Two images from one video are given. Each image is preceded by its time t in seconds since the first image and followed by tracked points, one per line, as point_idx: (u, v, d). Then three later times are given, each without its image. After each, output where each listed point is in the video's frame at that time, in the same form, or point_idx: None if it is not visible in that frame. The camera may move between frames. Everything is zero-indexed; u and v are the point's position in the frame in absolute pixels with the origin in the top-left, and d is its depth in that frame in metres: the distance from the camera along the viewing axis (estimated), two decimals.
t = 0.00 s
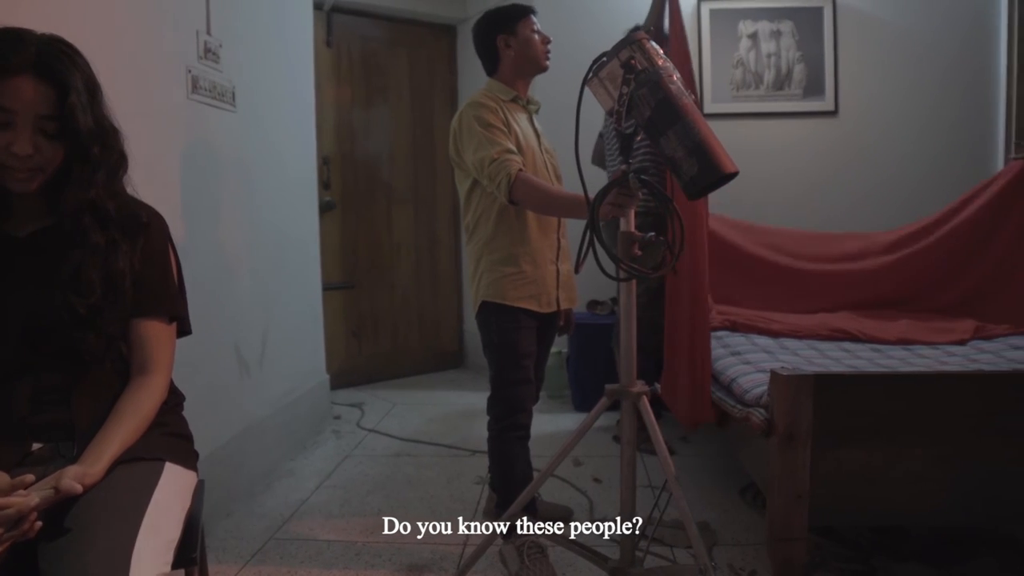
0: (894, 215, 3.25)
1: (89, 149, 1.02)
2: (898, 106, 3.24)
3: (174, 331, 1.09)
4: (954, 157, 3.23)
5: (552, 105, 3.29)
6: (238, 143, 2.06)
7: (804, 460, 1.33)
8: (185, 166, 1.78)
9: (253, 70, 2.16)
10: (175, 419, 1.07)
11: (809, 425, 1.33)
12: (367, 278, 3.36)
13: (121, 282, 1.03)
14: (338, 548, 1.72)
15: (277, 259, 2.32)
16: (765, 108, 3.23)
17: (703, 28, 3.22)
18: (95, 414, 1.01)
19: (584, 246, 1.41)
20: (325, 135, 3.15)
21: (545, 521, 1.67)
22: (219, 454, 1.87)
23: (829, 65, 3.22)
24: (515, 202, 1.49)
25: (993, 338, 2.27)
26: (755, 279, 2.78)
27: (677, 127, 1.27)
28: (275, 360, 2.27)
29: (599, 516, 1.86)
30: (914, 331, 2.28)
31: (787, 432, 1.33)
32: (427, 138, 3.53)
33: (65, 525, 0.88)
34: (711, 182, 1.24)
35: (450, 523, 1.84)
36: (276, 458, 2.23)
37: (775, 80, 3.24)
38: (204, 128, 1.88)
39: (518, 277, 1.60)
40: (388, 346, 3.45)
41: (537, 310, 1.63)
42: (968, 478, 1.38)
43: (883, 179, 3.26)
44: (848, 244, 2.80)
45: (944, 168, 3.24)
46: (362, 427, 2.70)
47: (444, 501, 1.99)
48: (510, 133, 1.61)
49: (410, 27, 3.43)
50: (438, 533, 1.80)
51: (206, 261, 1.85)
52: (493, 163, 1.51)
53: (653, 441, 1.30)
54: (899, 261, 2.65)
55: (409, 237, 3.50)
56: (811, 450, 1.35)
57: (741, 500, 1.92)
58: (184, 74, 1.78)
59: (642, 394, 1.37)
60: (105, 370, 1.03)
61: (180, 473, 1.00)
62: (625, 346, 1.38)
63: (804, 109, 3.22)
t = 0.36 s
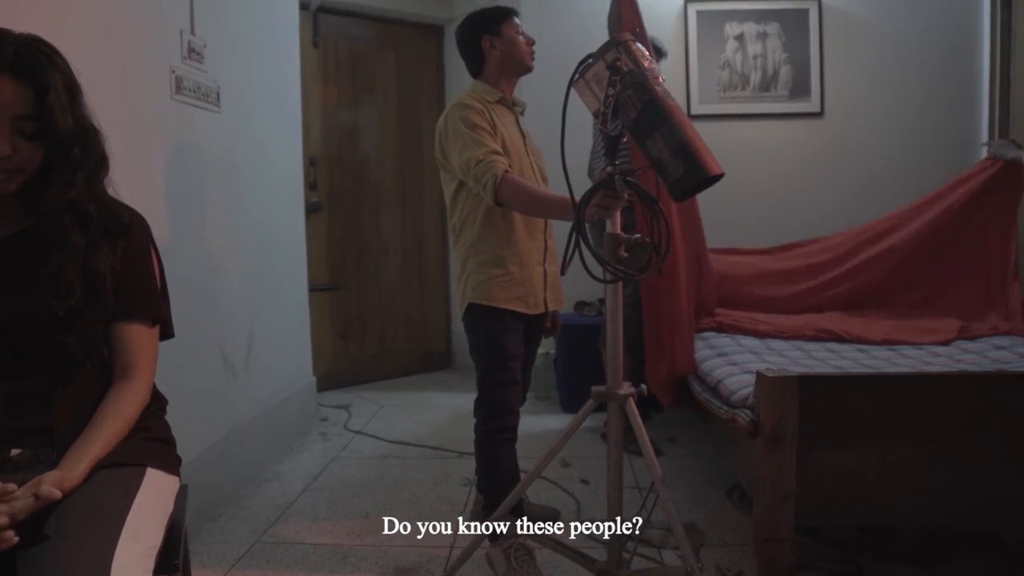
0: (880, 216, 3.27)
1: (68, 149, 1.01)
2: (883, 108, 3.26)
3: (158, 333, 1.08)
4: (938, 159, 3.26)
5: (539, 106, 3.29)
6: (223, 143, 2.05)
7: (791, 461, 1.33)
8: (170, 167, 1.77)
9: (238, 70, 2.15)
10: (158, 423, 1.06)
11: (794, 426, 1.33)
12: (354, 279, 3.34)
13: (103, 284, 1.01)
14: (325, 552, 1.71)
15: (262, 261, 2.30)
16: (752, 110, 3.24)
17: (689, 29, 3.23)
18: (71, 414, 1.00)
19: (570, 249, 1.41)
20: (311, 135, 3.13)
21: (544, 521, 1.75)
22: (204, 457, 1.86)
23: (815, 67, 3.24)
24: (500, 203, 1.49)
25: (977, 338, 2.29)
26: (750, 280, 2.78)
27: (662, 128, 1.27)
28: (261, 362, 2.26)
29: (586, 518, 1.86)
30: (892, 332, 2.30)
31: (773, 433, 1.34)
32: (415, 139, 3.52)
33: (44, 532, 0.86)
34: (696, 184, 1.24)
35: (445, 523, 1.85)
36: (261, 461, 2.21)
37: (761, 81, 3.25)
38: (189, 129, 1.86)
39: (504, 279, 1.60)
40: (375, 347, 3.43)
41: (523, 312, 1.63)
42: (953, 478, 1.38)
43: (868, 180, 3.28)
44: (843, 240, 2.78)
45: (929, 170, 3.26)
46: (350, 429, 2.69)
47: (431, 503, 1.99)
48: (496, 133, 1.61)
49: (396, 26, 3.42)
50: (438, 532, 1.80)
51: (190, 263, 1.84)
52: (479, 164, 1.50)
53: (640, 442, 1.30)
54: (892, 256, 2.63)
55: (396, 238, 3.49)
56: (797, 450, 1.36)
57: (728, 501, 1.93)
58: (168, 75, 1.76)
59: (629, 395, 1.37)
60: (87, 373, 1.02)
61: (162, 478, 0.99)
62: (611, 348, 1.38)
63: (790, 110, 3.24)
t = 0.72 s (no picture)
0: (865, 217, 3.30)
1: (52, 141, 1.01)
2: (868, 110, 3.28)
3: (155, 328, 1.05)
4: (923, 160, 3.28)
5: (527, 107, 3.29)
6: (209, 143, 2.03)
7: (777, 462, 1.34)
8: (154, 168, 1.75)
9: (224, 70, 2.13)
10: (142, 429, 1.03)
11: (780, 428, 1.34)
12: (341, 280, 3.33)
13: (84, 277, 0.99)
14: (312, 555, 1.70)
15: (249, 262, 2.29)
16: (739, 111, 3.26)
17: (676, 30, 3.24)
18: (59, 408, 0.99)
19: (556, 250, 1.40)
20: (298, 137, 3.12)
21: (545, 522, 1.80)
22: (190, 460, 1.84)
23: (801, 69, 3.26)
24: (486, 204, 1.49)
25: (961, 339, 2.31)
26: (730, 267, 2.78)
27: (648, 131, 1.27)
28: (247, 364, 2.24)
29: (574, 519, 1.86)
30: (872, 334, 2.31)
31: (760, 434, 1.34)
32: (402, 140, 3.51)
33: (20, 537, 0.85)
34: (681, 187, 1.24)
35: (446, 523, 1.86)
36: (248, 464, 2.20)
37: (748, 83, 3.27)
38: (174, 130, 1.85)
39: (490, 281, 1.60)
40: (362, 349, 3.42)
41: (510, 314, 1.63)
42: (937, 479, 1.39)
43: (854, 182, 3.30)
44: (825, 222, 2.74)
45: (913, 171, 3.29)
46: (337, 431, 2.68)
47: (419, 505, 1.99)
48: (481, 135, 1.61)
49: (383, 27, 3.40)
50: (436, 532, 1.81)
51: (175, 264, 1.82)
52: (465, 165, 1.50)
53: (626, 443, 1.30)
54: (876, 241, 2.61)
55: (384, 239, 3.48)
56: (783, 452, 1.36)
57: (716, 502, 1.93)
58: (152, 76, 1.75)
59: (615, 397, 1.37)
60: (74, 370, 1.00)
61: (145, 482, 0.97)
62: (598, 351, 1.38)
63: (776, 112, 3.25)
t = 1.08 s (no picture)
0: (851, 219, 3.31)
1: (44, 136, 1.01)
2: (854, 112, 3.30)
3: (129, 331, 1.00)
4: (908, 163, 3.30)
5: (515, 108, 3.28)
6: (193, 145, 2.01)
7: (765, 468, 1.34)
8: (138, 171, 1.73)
9: (209, 71, 2.11)
10: (122, 438, 1.01)
11: (768, 433, 1.34)
12: (328, 282, 3.31)
13: (65, 272, 0.95)
14: (298, 562, 1.69)
15: (235, 265, 2.27)
16: (726, 113, 3.27)
17: (664, 32, 3.24)
18: (39, 411, 0.97)
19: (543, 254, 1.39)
20: (285, 138, 3.10)
21: (545, 522, 1.84)
22: (175, 466, 1.82)
23: (788, 72, 3.27)
24: (473, 208, 1.48)
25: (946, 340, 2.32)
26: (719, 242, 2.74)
27: (636, 136, 1.26)
28: (232, 368, 2.22)
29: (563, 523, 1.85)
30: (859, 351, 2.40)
31: (747, 439, 1.34)
32: (390, 141, 3.50)
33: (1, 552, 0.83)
34: (669, 192, 1.24)
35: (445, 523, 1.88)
36: (234, 469, 2.18)
37: (736, 85, 3.28)
38: (158, 133, 1.83)
39: (477, 285, 1.59)
40: (350, 351, 3.41)
41: (497, 318, 1.62)
42: (924, 482, 1.40)
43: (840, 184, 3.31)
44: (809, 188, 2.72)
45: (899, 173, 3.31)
46: (324, 434, 2.66)
47: (407, 509, 1.98)
48: (468, 139, 1.60)
49: (371, 27, 3.39)
50: (436, 532, 1.84)
51: (160, 268, 1.80)
52: (452, 168, 1.49)
53: (614, 448, 1.30)
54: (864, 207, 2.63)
55: (371, 240, 3.46)
56: (771, 457, 1.37)
57: (704, 504, 1.93)
58: (136, 77, 1.72)
59: (603, 403, 1.37)
60: (54, 375, 0.97)
61: (127, 494, 0.95)
62: (586, 356, 1.37)
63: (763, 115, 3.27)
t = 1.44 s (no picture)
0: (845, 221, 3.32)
1: (30, 139, 1.00)
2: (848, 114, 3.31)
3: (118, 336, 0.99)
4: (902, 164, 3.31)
5: (509, 109, 3.28)
6: (186, 147, 2.00)
7: (761, 472, 1.34)
8: (130, 173, 1.72)
9: (202, 72, 2.10)
10: (112, 446, 1.00)
11: (764, 438, 1.34)
12: (322, 284, 3.30)
13: (52, 275, 0.94)
14: (292, 567, 1.68)
15: (228, 266, 2.25)
16: (720, 115, 3.27)
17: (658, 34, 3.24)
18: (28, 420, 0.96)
19: (539, 257, 1.37)
20: (278, 140, 3.09)
21: (541, 527, 1.84)
22: (167, 470, 1.81)
23: (782, 73, 3.27)
24: (468, 211, 1.47)
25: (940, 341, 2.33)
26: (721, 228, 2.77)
27: (632, 139, 1.26)
28: (225, 371, 2.20)
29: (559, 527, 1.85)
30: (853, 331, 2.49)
31: (743, 444, 1.34)
32: (384, 142, 3.49)
33: None
34: (665, 196, 1.24)
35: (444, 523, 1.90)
36: (227, 473, 2.17)
37: (730, 87, 3.28)
38: (150, 134, 1.81)
39: (472, 288, 1.58)
40: (344, 353, 3.39)
41: (493, 321, 1.61)
42: (920, 486, 1.40)
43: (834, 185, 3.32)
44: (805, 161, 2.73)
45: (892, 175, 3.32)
46: (318, 437, 2.65)
47: (401, 513, 1.97)
48: (462, 141, 1.59)
49: (364, 28, 3.37)
50: (436, 532, 1.85)
51: (151, 270, 1.78)
52: (447, 170, 1.48)
53: (610, 451, 1.29)
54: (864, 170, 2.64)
55: (365, 241, 3.45)
56: (768, 462, 1.36)
57: (699, 508, 1.93)
58: (128, 79, 1.71)
59: (599, 407, 1.36)
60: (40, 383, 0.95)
61: (117, 504, 0.93)
62: (583, 360, 1.37)
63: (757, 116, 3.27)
